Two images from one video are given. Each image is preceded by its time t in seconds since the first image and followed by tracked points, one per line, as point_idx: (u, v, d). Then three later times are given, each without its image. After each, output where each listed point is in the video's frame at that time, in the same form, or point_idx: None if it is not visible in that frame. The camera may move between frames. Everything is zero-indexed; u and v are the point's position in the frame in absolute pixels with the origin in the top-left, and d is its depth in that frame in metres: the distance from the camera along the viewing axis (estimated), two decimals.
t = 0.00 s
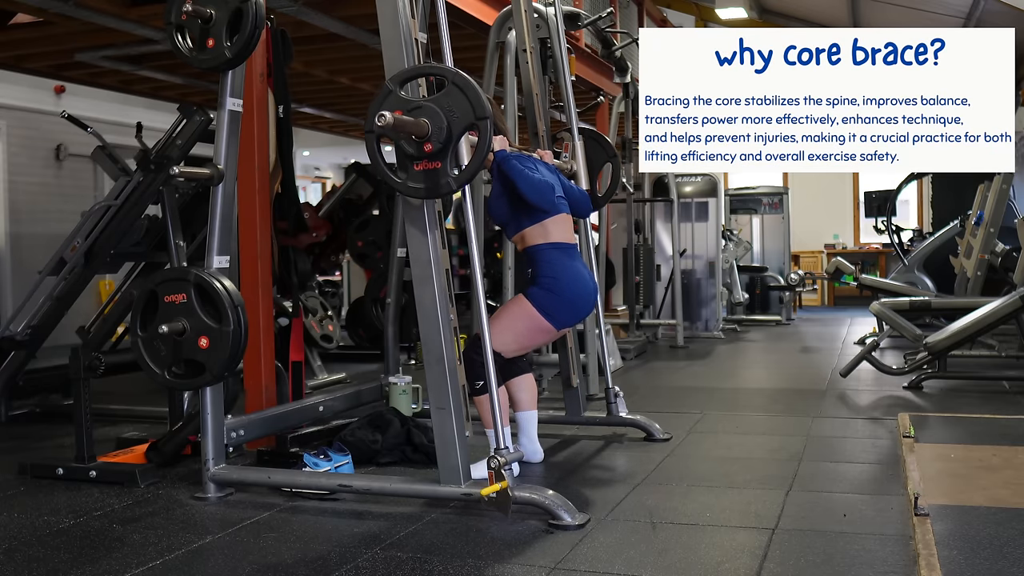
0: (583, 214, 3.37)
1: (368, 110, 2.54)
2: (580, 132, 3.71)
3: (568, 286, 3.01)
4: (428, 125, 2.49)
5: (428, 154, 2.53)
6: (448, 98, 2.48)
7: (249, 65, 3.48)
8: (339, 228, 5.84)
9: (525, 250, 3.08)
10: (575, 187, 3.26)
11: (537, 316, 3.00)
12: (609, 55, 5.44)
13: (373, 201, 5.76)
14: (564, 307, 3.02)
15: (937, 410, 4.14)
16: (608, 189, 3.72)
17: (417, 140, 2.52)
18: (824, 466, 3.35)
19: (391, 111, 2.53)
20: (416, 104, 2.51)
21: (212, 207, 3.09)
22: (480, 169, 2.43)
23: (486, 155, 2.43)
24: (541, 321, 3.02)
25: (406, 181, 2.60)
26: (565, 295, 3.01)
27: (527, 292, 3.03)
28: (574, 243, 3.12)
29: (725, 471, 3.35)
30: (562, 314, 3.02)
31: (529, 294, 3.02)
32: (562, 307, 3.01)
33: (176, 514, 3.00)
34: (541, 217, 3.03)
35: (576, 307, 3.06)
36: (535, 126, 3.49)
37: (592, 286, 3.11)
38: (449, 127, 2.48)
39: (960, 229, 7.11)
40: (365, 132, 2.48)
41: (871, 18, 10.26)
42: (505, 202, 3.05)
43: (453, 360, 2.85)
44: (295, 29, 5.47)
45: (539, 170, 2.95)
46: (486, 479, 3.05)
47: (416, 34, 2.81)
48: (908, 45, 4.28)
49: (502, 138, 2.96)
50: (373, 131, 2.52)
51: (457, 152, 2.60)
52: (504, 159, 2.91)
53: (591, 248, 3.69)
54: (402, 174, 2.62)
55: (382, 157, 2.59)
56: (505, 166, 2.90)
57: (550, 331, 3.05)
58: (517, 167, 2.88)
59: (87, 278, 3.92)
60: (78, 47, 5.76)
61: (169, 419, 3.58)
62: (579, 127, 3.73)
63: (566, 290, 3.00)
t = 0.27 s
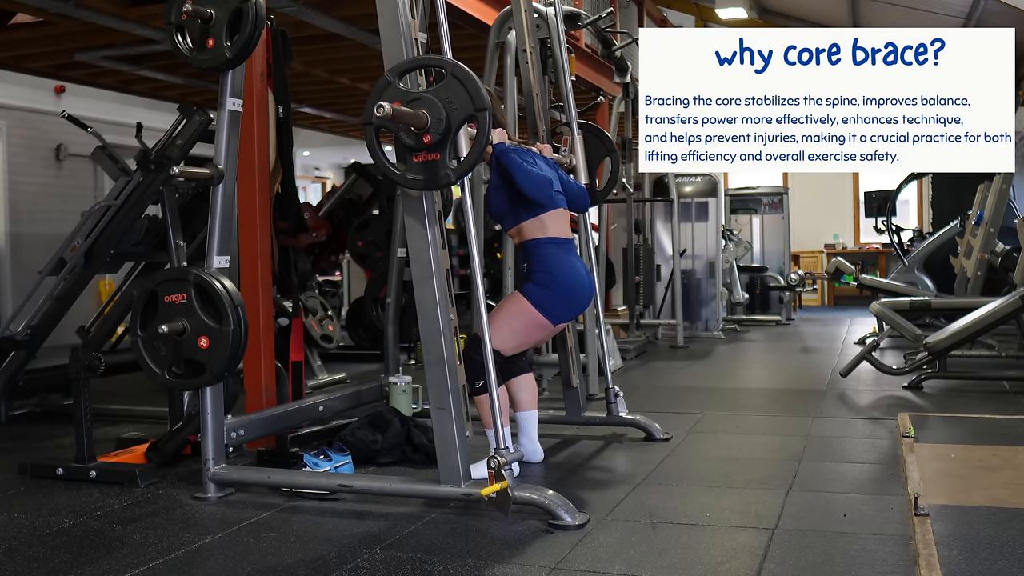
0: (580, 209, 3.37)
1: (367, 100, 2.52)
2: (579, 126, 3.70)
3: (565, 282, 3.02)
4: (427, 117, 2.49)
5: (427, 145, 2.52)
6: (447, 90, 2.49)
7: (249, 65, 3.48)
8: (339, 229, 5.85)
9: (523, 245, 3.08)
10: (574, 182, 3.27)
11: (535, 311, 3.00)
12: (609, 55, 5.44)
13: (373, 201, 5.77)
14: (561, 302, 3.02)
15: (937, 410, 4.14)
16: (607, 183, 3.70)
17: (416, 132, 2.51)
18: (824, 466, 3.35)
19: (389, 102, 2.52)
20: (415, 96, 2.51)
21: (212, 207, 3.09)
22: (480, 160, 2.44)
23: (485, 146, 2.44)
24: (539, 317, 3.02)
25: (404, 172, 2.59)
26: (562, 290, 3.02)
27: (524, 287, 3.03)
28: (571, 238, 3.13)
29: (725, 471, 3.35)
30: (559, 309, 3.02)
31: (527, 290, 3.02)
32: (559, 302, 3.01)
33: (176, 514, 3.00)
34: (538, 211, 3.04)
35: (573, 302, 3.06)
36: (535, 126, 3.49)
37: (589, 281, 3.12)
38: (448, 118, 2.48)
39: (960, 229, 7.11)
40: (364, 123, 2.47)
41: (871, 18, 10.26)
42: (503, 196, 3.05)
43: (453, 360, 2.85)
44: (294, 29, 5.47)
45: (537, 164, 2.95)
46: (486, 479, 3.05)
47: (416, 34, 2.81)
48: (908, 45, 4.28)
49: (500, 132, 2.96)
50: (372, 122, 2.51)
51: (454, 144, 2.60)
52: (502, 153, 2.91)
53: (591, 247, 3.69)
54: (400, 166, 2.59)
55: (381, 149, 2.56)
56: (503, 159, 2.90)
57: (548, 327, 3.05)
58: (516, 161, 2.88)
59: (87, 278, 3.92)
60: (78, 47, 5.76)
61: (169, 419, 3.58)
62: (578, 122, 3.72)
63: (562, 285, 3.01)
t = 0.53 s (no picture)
0: (580, 205, 3.37)
1: (366, 96, 2.54)
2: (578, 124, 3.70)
3: (566, 277, 3.02)
4: (426, 112, 2.50)
5: (426, 140, 2.53)
6: (446, 84, 2.48)
7: (249, 65, 3.47)
8: (339, 229, 5.85)
9: (523, 240, 3.08)
10: (574, 178, 3.27)
11: (536, 307, 3.00)
12: (609, 55, 5.44)
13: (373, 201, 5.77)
14: (562, 298, 3.02)
15: (937, 410, 4.14)
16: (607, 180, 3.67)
17: (416, 126, 2.52)
18: (823, 466, 3.35)
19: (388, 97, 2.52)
20: (414, 91, 2.51)
21: (212, 207, 3.09)
22: (478, 156, 2.44)
23: (484, 142, 2.44)
24: (540, 312, 3.01)
25: (404, 167, 2.61)
26: (562, 285, 3.01)
27: (525, 283, 3.03)
28: (571, 233, 3.13)
29: (725, 471, 3.35)
30: (560, 304, 3.02)
31: (527, 285, 3.02)
32: (560, 297, 3.01)
33: (176, 514, 3.00)
34: (538, 206, 3.04)
35: (574, 297, 3.06)
36: (535, 126, 3.49)
37: (589, 277, 3.12)
38: (447, 113, 2.48)
39: (960, 229, 7.11)
40: (364, 118, 2.49)
41: (871, 18, 10.26)
42: (503, 191, 3.05)
43: (453, 361, 2.85)
44: (294, 28, 5.46)
45: (538, 158, 2.95)
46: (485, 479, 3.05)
47: (416, 34, 2.81)
48: (908, 45, 4.28)
49: (501, 126, 2.96)
50: (372, 118, 2.53)
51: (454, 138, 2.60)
52: (503, 147, 2.90)
53: (591, 248, 3.69)
54: (400, 160, 2.62)
55: (381, 144, 2.58)
56: (504, 153, 2.89)
57: (549, 323, 3.05)
58: (517, 155, 2.88)
59: (87, 278, 3.92)
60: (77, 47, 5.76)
61: (169, 419, 3.59)
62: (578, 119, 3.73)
63: (563, 280, 3.01)
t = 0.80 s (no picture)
0: (579, 199, 3.37)
1: (365, 86, 2.54)
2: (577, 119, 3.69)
3: (563, 271, 3.02)
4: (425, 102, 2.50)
5: (425, 130, 2.53)
6: (445, 75, 2.49)
7: (249, 64, 3.47)
8: (339, 229, 5.85)
9: (521, 232, 3.08)
10: (573, 171, 3.27)
11: (534, 300, 3.00)
12: (609, 55, 5.44)
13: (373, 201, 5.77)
14: (560, 291, 3.02)
15: (937, 410, 4.14)
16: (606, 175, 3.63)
17: (414, 117, 2.52)
18: (823, 466, 3.36)
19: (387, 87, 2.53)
20: (413, 81, 2.51)
21: (212, 207, 3.09)
22: (476, 148, 2.44)
23: (482, 133, 2.44)
24: (538, 306, 3.01)
25: (402, 158, 2.60)
26: (560, 278, 3.01)
27: (522, 277, 3.03)
28: (568, 227, 3.13)
29: (724, 471, 3.35)
30: (558, 297, 3.02)
31: (525, 279, 3.02)
32: (558, 290, 3.01)
33: (176, 514, 3.00)
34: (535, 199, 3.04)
35: (572, 291, 3.06)
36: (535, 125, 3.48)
37: (587, 271, 3.12)
38: (446, 104, 2.49)
39: (959, 229, 7.10)
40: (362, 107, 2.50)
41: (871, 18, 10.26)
42: (502, 183, 3.05)
43: (453, 361, 2.85)
44: (293, 28, 5.47)
45: (536, 151, 2.95)
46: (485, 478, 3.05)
47: (416, 34, 2.82)
48: (908, 45, 4.28)
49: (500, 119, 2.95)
50: (371, 108, 2.53)
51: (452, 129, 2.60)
52: (501, 139, 2.90)
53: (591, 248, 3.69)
54: (398, 150, 2.61)
55: (379, 135, 2.58)
56: (502, 146, 2.89)
57: (547, 317, 3.04)
58: (515, 147, 2.87)
59: (87, 279, 3.92)
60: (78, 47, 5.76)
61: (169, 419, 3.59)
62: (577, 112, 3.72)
63: (560, 273, 3.01)
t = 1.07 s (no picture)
0: (579, 194, 3.37)
1: (365, 81, 2.54)
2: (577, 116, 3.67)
3: (564, 266, 3.02)
4: (424, 97, 2.50)
5: (425, 125, 2.53)
6: (444, 70, 2.49)
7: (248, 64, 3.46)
8: (339, 229, 5.85)
9: (522, 229, 3.08)
10: (572, 166, 3.27)
11: (536, 296, 3.00)
12: (609, 54, 5.45)
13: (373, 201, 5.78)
14: (561, 286, 3.02)
15: (937, 410, 4.14)
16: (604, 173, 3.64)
17: (414, 112, 2.52)
18: (823, 466, 3.36)
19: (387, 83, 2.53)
20: (413, 76, 2.52)
21: (212, 207, 3.09)
22: (475, 141, 2.44)
23: (481, 127, 2.45)
24: (540, 302, 3.01)
25: (402, 153, 2.60)
26: (561, 274, 3.01)
27: (524, 273, 3.03)
28: (568, 222, 3.13)
29: (724, 471, 3.36)
30: (560, 292, 3.02)
31: (527, 275, 3.02)
32: (559, 286, 3.01)
33: (176, 514, 3.00)
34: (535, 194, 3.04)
35: (573, 286, 3.06)
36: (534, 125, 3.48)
37: (587, 265, 3.12)
38: (445, 99, 2.49)
39: (959, 229, 7.09)
40: (363, 103, 2.53)
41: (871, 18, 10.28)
42: (502, 180, 3.05)
43: (453, 361, 2.85)
44: (293, 29, 5.47)
45: (536, 146, 2.95)
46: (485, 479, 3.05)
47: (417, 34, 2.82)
48: (908, 45, 4.28)
49: (498, 115, 2.95)
50: (371, 103, 2.55)
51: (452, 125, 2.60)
52: (500, 136, 2.89)
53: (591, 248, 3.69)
54: (397, 146, 2.61)
55: (379, 131, 2.58)
56: (502, 142, 2.89)
57: (549, 313, 3.05)
58: (515, 142, 2.87)
59: (86, 279, 3.93)
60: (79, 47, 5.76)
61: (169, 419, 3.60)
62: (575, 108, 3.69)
63: (562, 269, 3.01)
